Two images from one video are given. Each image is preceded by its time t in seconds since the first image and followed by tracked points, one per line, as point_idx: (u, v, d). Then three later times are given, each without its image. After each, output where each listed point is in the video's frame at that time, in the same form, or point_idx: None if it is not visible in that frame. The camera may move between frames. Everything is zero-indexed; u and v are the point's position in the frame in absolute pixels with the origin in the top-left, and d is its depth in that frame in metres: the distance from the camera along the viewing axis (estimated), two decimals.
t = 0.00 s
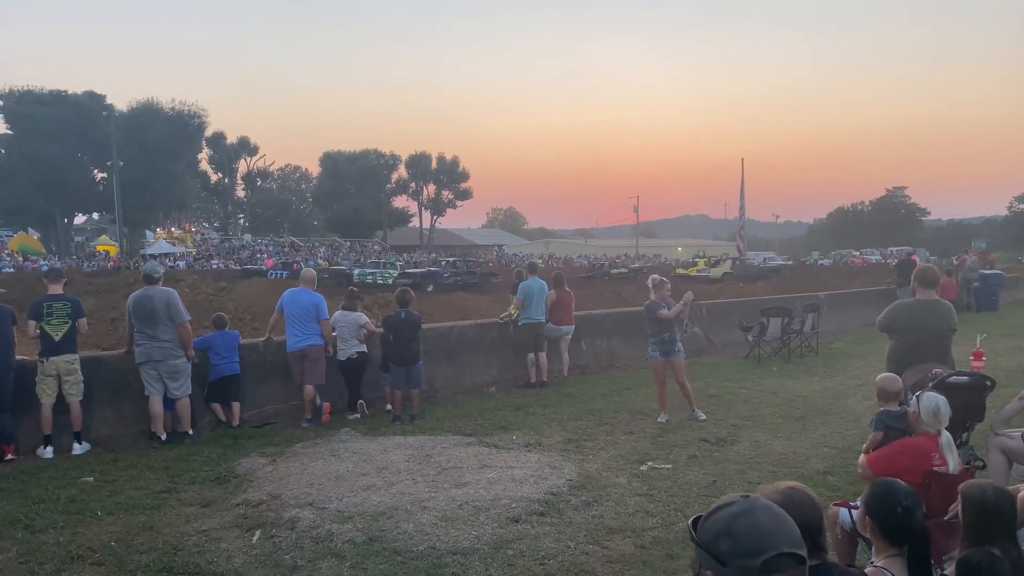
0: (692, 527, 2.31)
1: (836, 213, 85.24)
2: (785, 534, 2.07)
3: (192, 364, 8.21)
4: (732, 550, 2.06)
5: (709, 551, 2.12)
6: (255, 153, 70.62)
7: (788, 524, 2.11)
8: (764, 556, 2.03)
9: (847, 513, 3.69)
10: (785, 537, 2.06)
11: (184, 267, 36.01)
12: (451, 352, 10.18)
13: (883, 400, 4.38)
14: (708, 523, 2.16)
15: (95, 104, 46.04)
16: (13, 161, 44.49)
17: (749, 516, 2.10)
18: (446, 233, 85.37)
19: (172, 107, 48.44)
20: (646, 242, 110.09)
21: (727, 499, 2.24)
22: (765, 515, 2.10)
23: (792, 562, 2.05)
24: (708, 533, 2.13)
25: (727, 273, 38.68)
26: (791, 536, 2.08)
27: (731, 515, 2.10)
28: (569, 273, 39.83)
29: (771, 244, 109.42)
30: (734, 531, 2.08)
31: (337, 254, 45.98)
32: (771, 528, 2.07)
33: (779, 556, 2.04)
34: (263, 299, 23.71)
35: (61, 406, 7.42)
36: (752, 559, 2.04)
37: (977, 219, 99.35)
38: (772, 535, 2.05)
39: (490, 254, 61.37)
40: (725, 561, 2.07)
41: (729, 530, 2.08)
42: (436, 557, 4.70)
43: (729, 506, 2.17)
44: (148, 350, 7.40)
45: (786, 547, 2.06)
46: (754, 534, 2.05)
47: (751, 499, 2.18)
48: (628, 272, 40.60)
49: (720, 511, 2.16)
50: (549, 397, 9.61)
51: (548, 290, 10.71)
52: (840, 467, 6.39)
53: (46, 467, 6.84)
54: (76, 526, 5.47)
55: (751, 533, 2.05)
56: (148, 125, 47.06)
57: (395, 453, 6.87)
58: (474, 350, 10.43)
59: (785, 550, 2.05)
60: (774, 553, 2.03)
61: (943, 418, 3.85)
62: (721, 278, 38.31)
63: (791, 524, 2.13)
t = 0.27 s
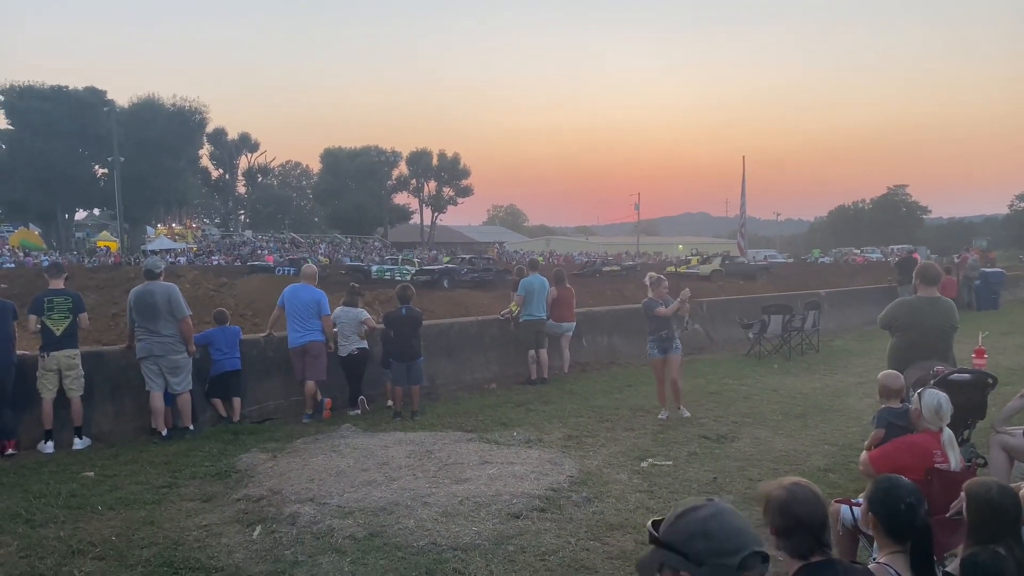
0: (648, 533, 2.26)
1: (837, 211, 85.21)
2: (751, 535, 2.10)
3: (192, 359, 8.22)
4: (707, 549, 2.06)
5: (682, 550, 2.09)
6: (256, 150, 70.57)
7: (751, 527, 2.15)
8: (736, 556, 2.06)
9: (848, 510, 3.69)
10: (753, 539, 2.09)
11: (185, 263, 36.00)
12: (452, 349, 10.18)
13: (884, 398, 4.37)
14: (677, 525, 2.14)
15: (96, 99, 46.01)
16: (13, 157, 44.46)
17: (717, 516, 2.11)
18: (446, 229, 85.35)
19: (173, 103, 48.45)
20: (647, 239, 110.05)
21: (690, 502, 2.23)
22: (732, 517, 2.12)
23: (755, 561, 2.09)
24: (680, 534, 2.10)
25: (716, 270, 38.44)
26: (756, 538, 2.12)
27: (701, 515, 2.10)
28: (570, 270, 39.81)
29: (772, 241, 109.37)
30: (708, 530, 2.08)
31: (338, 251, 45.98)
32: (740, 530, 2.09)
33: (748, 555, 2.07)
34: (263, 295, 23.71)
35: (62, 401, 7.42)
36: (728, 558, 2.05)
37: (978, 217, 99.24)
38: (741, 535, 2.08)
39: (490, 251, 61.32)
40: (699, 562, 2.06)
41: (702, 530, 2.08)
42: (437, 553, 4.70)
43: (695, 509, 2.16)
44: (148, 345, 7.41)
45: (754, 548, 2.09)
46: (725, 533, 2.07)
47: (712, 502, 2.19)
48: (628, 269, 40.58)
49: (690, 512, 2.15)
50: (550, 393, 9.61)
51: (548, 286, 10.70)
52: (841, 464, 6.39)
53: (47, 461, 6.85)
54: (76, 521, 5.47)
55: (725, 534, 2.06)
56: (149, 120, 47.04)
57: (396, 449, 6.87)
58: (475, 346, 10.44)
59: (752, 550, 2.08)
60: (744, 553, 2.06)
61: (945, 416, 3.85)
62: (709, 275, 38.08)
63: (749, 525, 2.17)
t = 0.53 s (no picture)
0: (651, 527, 2.20)
1: (837, 209, 85.17)
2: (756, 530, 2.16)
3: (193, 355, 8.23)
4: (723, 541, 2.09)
5: (708, 541, 2.09)
6: (256, 147, 70.54)
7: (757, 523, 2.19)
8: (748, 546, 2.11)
9: (848, 507, 3.69)
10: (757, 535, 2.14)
11: (185, 260, 36.00)
12: (452, 346, 10.18)
13: (884, 394, 4.37)
14: (695, 517, 2.13)
15: (96, 96, 46.04)
16: (13, 154, 44.47)
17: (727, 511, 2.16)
18: (447, 227, 85.32)
19: (173, 100, 48.48)
20: (647, 237, 110.02)
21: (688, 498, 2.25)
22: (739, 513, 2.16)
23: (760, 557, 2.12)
24: (705, 525, 2.10)
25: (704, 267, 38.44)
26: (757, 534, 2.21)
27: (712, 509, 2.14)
28: (570, 268, 39.79)
29: (773, 239, 109.31)
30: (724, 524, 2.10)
31: (338, 248, 45.97)
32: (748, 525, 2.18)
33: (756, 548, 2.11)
34: (264, 292, 23.72)
35: (62, 397, 7.43)
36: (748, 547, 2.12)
37: (978, 215, 99.22)
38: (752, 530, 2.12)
39: (491, 249, 61.24)
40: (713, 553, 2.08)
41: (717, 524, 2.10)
42: (437, 549, 4.70)
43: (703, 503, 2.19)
44: (149, 342, 7.40)
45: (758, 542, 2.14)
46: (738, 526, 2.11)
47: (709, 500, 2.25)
48: (629, 266, 40.51)
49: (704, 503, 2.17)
50: (550, 390, 9.61)
51: (549, 283, 10.71)
52: (841, 461, 6.39)
53: (47, 458, 6.85)
54: (76, 517, 5.47)
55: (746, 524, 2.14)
56: (149, 117, 47.06)
57: (396, 446, 6.87)
58: (475, 343, 10.44)
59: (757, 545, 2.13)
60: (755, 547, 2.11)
61: (945, 413, 3.85)
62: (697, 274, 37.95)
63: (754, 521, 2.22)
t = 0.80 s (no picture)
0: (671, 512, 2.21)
1: (837, 206, 85.15)
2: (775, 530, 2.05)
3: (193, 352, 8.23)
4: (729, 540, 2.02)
5: (713, 538, 2.05)
6: (256, 144, 70.51)
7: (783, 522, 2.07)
8: (760, 551, 2.01)
9: (849, 503, 3.69)
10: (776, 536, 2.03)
11: (185, 258, 36.00)
12: (452, 343, 10.18)
13: (884, 391, 4.37)
14: (705, 512, 2.08)
15: (95, 94, 46.01)
16: (13, 152, 44.45)
17: (746, 510, 2.06)
18: (447, 224, 85.28)
19: (172, 97, 48.44)
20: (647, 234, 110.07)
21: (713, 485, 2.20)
22: (760, 511, 2.05)
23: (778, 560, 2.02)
24: (714, 522, 2.05)
25: (692, 264, 38.36)
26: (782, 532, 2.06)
27: (727, 507, 2.05)
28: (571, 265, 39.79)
29: (773, 236, 109.33)
30: (733, 522, 2.03)
31: (338, 246, 45.97)
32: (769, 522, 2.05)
33: (772, 553, 2.01)
34: (264, 290, 23.72)
35: (63, 394, 7.43)
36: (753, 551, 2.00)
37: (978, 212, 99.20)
38: (767, 531, 2.02)
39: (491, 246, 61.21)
40: (720, 551, 2.03)
41: (727, 522, 2.03)
42: (438, 546, 4.70)
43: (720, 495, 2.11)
44: (149, 340, 7.40)
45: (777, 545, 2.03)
46: (751, 526, 2.02)
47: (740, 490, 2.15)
48: (629, 264, 40.49)
49: (714, 497, 2.11)
50: (550, 388, 9.62)
51: (549, 281, 10.71)
52: (841, 458, 6.39)
53: (48, 455, 6.86)
54: (77, 514, 5.48)
55: (751, 525, 2.01)
56: (148, 115, 47.03)
57: (396, 443, 6.88)
58: (475, 341, 10.44)
59: (776, 548, 2.02)
60: (770, 550, 2.01)
61: (945, 410, 3.85)
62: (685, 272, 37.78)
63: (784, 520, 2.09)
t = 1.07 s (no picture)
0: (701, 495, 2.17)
1: (838, 203, 85.13)
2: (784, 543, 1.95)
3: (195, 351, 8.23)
4: (728, 547, 1.98)
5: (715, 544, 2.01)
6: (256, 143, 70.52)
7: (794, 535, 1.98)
8: (757, 565, 1.95)
9: (853, 501, 3.68)
10: (782, 550, 1.95)
11: (186, 257, 36.01)
12: (453, 342, 10.18)
13: (887, 388, 4.37)
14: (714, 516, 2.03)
15: (96, 93, 46.00)
16: (13, 151, 44.45)
17: (753, 518, 1.97)
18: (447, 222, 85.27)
19: (173, 96, 48.41)
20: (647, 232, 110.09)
21: (739, 482, 2.10)
22: (769, 521, 1.96)
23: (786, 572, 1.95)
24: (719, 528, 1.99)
25: (683, 263, 38.50)
26: (793, 542, 1.97)
27: (732, 513, 1.98)
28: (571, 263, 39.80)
29: (773, 234, 109.33)
30: (734, 529, 1.97)
31: (339, 244, 45.99)
32: (771, 535, 1.95)
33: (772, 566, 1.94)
34: (265, 288, 23.72)
35: (65, 393, 7.44)
36: (744, 563, 1.96)
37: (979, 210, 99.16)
38: (767, 544, 1.94)
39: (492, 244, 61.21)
40: (720, 556, 2.00)
41: (728, 530, 1.98)
42: (440, 545, 4.70)
43: (728, 499, 2.03)
44: (151, 339, 7.40)
45: (782, 559, 1.95)
46: (753, 538, 1.95)
47: (758, 493, 2.03)
48: (629, 261, 40.49)
49: (721, 501, 2.05)
50: (552, 386, 9.62)
51: (550, 280, 10.70)
52: (843, 456, 6.39)
53: (50, 455, 6.86)
54: (79, 514, 5.48)
55: (749, 539, 1.95)
56: (149, 114, 47.01)
57: (398, 441, 6.87)
58: (477, 339, 10.44)
59: (781, 561, 1.94)
60: (766, 563, 1.94)
61: (949, 407, 3.84)
62: (680, 270, 37.92)
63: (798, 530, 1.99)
